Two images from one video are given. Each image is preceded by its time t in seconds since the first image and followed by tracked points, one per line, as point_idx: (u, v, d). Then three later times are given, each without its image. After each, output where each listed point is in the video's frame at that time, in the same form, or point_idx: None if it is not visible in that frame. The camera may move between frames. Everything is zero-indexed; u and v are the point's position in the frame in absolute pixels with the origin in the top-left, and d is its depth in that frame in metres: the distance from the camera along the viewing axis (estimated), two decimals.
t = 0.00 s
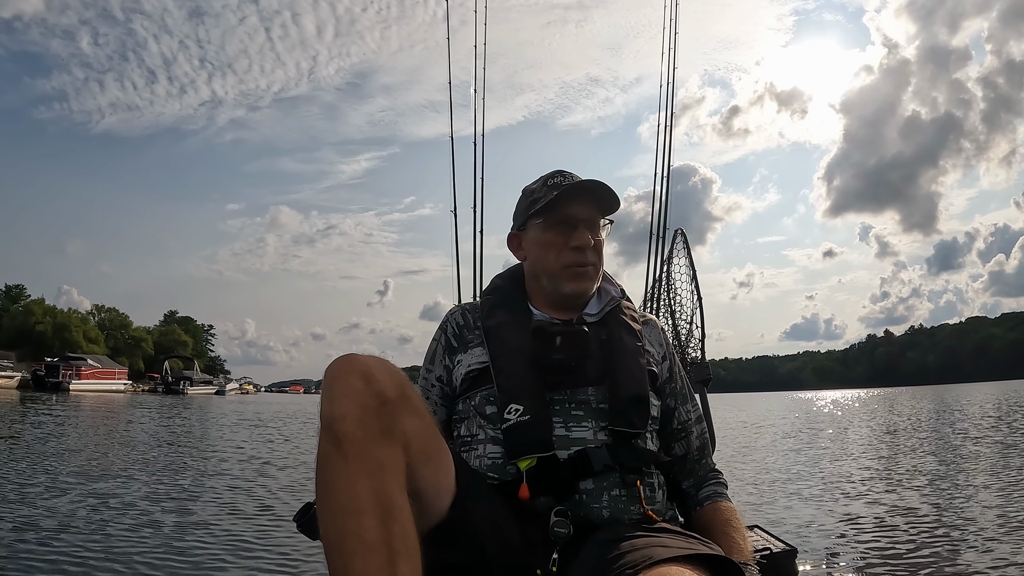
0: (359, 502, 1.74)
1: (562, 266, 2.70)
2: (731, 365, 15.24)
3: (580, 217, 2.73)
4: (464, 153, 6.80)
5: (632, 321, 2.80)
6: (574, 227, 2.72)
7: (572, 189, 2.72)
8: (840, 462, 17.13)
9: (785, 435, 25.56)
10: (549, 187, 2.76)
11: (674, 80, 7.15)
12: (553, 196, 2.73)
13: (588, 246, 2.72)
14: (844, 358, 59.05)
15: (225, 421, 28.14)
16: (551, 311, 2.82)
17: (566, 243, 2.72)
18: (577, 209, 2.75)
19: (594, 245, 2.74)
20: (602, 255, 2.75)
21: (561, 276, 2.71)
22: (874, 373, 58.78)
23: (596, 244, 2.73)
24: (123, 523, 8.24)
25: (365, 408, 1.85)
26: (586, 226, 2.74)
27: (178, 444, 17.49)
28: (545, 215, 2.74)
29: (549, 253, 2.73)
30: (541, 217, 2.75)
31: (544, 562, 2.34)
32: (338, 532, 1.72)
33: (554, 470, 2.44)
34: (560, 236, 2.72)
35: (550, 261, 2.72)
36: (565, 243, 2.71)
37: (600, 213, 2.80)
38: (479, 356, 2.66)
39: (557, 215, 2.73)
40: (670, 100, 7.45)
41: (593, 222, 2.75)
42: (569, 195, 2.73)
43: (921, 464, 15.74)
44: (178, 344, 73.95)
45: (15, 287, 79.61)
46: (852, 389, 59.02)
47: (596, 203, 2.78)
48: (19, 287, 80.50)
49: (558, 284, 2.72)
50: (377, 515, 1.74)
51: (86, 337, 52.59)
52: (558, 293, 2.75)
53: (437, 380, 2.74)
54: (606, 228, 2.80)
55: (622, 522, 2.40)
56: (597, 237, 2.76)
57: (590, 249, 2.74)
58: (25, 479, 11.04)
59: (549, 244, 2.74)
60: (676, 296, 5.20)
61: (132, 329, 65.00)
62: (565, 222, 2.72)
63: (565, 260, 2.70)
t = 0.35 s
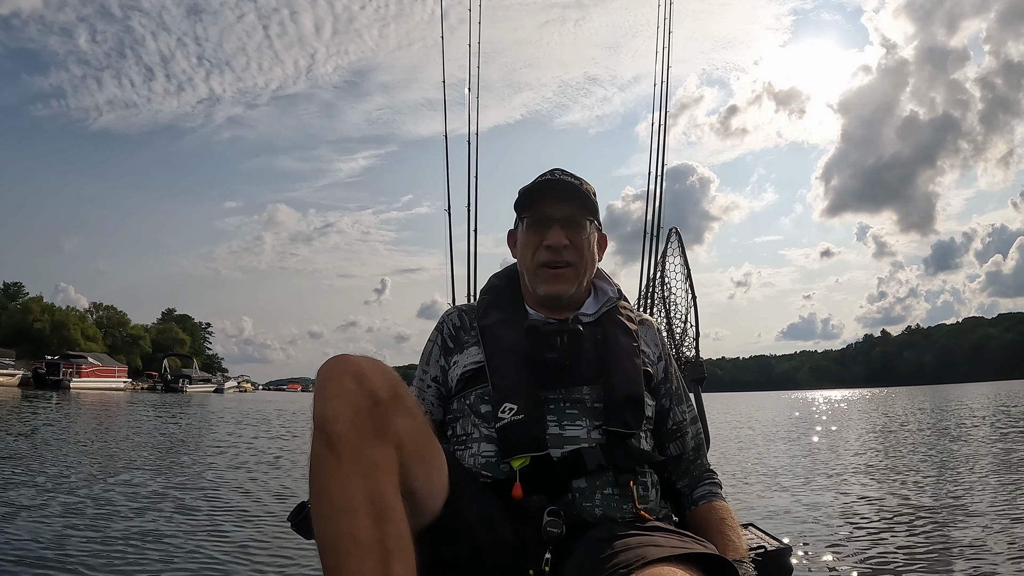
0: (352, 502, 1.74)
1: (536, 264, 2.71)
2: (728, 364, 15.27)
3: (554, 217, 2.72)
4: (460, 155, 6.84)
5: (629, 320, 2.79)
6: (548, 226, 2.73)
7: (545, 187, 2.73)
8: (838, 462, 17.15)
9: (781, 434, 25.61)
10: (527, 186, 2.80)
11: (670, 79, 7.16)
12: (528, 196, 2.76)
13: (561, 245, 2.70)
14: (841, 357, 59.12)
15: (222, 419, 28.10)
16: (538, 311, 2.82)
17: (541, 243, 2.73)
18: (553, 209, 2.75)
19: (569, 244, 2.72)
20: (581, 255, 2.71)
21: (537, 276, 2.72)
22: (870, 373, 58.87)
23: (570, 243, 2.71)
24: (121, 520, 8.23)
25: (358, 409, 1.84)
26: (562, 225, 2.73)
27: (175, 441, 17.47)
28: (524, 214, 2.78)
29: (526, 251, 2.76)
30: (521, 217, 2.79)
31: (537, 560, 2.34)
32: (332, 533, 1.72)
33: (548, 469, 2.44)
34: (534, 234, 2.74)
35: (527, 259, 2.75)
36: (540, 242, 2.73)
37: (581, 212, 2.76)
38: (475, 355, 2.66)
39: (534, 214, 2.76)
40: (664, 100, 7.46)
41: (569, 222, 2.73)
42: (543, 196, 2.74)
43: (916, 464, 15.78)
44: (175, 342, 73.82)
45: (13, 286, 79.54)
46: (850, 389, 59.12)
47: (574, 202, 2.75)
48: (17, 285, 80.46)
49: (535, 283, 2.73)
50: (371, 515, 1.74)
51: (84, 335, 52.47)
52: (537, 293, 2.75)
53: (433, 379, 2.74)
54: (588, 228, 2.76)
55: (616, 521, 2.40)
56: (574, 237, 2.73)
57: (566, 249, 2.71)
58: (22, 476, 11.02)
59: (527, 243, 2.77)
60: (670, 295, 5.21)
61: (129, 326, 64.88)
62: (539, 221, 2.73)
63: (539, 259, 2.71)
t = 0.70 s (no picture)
0: (348, 501, 1.74)
1: (511, 264, 2.78)
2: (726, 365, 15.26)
3: (522, 214, 2.78)
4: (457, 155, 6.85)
5: (627, 321, 2.79)
6: (518, 226, 2.79)
7: (511, 187, 2.77)
8: (835, 462, 17.18)
9: (779, 434, 25.60)
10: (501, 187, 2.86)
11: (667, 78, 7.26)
12: (500, 197, 2.82)
13: (529, 242, 2.75)
14: (839, 358, 59.19)
15: (220, 418, 28.08)
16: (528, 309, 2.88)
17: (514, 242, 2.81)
18: (526, 208, 2.79)
19: (538, 242, 2.74)
20: (549, 250, 2.73)
21: (514, 275, 2.79)
22: (869, 373, 58.91)
23: (538, 242, 2.74)
24: (119, 519, 8.20)
25: (354, 411, 1.84)
26: (531, 223, 2.76)
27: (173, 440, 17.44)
28: (501, 215, 2.85)
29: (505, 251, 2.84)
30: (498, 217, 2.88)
31: (534, 561, 2.34)
32: (328, 534, 1.72)
33: (545, 470, 2.44)
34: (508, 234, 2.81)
35: (506, 261, 2.83)
36: (513, 242, 2.79)
37: (550, 208, 2.77)
38: (473, 356, 2.66)
39: (508, 216, 2.82)
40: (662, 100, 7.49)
41: (537, 218, 2.76)
42: (512, 194, 2.81)
43: (914, 465, 15.77)
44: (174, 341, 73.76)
45: (13, 285, 79.46)
46: (849, 389, 59.22)
47: (543, 198, 2.77)
48: (17, 284, 80.40)
49: (512, 283, 2.81)
50: (367, 516, 1.74)
51: (83, 333, 52.40)
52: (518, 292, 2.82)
53: (430, 380, 2.74)
54: (558, 222, 2.76)
55: (614, 521, 2.40)
56: (543, 233, 2.75)
57: (534, 246, 2.75)
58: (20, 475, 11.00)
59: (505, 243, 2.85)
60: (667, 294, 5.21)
61: (129, 325, 64.79)
62: (511, 221, 2.81)
63: (513, 258, 2.78)
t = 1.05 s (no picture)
0: (345, 501, 1.74)
1: (510, 266, 2.79)
2: (723, 364, 15.27)
3: (519, 216, 2.77)
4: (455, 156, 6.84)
5: (626, 320, 2.79)
6: (516, 228, 2.79)
7: (507, 189, 2.76)
8: (833, 461, 17.21)
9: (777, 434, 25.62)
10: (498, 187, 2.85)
11: (665, 77, 7.28)
12: (497, 198, 2.82)
13: (528, 245, 2.74)
14: (837, 358, 59.27)
15: (218, 416, 28.04)
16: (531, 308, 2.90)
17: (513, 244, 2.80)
18: (523, 208, 2.78)
19: (537, 243, 2.74)
20: (548, 252, 2.73)
21: (513, 278, 2.81)
22: (866, 373, 59.02)
23: (536, 243, 2.74)
24: (120, 518, 8.18)
25: (351, 411, 1.84)
26: (529, 224, 2.76)
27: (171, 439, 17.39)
28: (499, 216, 2.85)
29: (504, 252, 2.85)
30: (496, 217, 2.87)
31: (530, 559, 2.34)
32: (325, 533, 1.72)
33: (542, 469, 2.44)
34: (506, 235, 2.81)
35: (506, 262, 2.84)
36: (512, 244, 2.80)
37: (549, 209, 2.76)
38: (471, 355, 2.66)
39: (506, 216, 2.82)
40: (661, 100, 7.52)
41: (535, 220, 2.76)
42: (509, 196, 2.80)
43: (911, 464, 15.79)
44: (173, 340, 73.66)
45: (12, 284, 79.36)
46: (847, 389, 59.33)
47: (540, 199, 2.75)
48: (16, 284, 80.35)
49: (512, 284, 2.82)
50: (365, 516, 1.74)
51: (82, 332, 52.30)
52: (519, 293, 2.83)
53: (428, 380, 2.74)
54: (555, 223, 2.75)
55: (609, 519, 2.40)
56: (542, 235, 2.75)
57: (534, 247, 2.75)
58: (20, 473, 10.98)
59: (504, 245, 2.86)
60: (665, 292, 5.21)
61: (127, 324, 64.65)
62: (508, 223, 2.81)
63: (512, 260, 2.79)
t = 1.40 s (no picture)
0: (342, 501, 1.74)
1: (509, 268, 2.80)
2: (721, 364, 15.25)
3: (518, 218, 2.78)
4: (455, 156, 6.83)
5: (628, 323, 2.79)
6: (515, 229, 2.80)
7: (507, 191, 2.78)
8: (830, 460, 17.21)
9: (774, 433, 25.67)
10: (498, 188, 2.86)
11: (664, 78, 7.29)
12: (497, 198, 2.83)
13: (525, 246, 2.75)
14: (835, 356, 59.39)
15: (216, 417, 27.99)
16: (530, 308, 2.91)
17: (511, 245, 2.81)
18: (521, 209, 2.79)
19: (534, 245, 2.75)
20: (544, 254, 2.73)
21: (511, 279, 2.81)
22: (863, 372, 59.15)
23: (534, 245, 2.74)
24: (121, 519, 8.15)
25: (348, 411, 1.85)
26: (527, 225, 2.77)
27: (170, 440, 17.34)
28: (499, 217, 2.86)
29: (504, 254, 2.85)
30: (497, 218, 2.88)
31: (531, 559, 2.35)
32: (323, 534, 1.72)
33: (544, 471, 2.45)
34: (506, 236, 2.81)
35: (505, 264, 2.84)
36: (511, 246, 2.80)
37: (548, 210, 2.76)
38: (472, 355, 2.67)
39: (506, 217, 2.83)
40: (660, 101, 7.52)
41: (533, 222, 2.77)
42: (507, 197, 2.81)
43: (908, 463, 15.80)
44: (171, 340, 73.51)
45: (10, 285, 79.15)
46: (845, 387, 59.45)
47: (538, 200, 2.76)
48: (14, 284, 80.19)
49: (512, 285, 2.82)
50: (362, 515, 1.74)
51: (80, 333, 52.16)
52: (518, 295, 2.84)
53: (429, 380, 2.74)
54: (554, 225, 2.76)
55: (609, 520, 2.41)
56: (539, 237, 2.75)
57: (531, 250, 2.75)
58: (19, 474, 10.94)
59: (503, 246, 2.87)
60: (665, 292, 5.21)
61: (125, 324, 64.54)
62: (507, 224, 2.82)
63: (509, 262, 2.80)
